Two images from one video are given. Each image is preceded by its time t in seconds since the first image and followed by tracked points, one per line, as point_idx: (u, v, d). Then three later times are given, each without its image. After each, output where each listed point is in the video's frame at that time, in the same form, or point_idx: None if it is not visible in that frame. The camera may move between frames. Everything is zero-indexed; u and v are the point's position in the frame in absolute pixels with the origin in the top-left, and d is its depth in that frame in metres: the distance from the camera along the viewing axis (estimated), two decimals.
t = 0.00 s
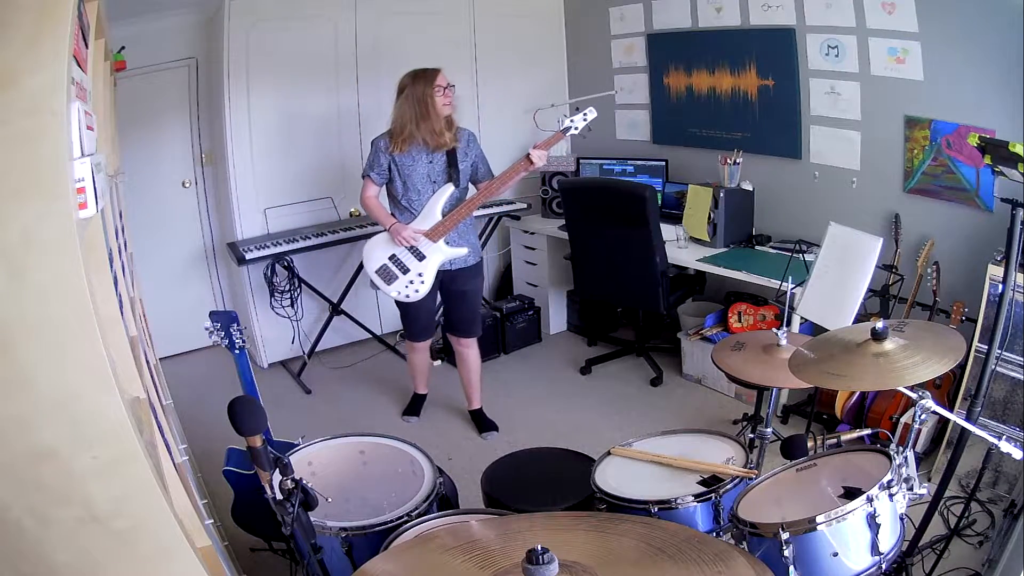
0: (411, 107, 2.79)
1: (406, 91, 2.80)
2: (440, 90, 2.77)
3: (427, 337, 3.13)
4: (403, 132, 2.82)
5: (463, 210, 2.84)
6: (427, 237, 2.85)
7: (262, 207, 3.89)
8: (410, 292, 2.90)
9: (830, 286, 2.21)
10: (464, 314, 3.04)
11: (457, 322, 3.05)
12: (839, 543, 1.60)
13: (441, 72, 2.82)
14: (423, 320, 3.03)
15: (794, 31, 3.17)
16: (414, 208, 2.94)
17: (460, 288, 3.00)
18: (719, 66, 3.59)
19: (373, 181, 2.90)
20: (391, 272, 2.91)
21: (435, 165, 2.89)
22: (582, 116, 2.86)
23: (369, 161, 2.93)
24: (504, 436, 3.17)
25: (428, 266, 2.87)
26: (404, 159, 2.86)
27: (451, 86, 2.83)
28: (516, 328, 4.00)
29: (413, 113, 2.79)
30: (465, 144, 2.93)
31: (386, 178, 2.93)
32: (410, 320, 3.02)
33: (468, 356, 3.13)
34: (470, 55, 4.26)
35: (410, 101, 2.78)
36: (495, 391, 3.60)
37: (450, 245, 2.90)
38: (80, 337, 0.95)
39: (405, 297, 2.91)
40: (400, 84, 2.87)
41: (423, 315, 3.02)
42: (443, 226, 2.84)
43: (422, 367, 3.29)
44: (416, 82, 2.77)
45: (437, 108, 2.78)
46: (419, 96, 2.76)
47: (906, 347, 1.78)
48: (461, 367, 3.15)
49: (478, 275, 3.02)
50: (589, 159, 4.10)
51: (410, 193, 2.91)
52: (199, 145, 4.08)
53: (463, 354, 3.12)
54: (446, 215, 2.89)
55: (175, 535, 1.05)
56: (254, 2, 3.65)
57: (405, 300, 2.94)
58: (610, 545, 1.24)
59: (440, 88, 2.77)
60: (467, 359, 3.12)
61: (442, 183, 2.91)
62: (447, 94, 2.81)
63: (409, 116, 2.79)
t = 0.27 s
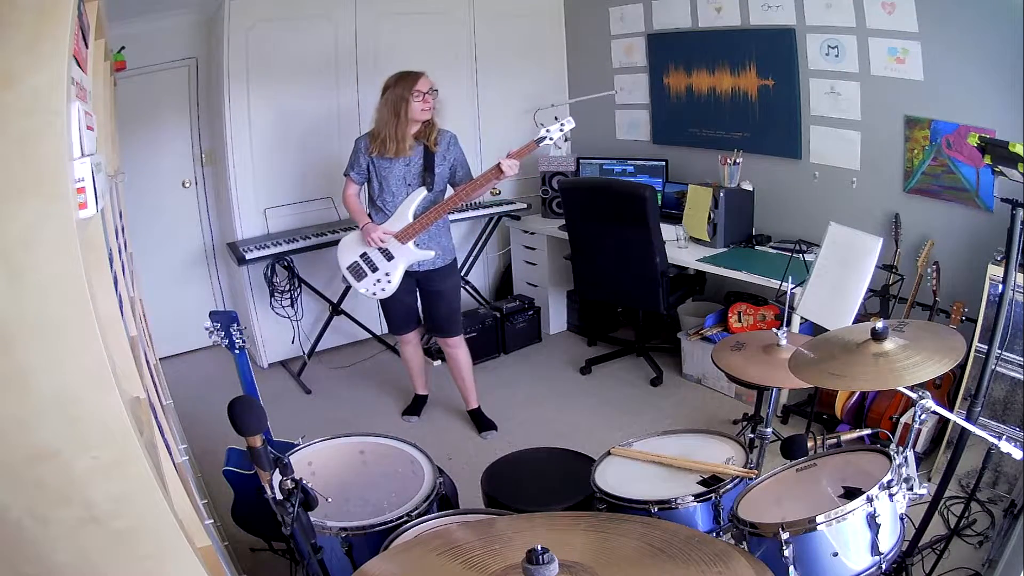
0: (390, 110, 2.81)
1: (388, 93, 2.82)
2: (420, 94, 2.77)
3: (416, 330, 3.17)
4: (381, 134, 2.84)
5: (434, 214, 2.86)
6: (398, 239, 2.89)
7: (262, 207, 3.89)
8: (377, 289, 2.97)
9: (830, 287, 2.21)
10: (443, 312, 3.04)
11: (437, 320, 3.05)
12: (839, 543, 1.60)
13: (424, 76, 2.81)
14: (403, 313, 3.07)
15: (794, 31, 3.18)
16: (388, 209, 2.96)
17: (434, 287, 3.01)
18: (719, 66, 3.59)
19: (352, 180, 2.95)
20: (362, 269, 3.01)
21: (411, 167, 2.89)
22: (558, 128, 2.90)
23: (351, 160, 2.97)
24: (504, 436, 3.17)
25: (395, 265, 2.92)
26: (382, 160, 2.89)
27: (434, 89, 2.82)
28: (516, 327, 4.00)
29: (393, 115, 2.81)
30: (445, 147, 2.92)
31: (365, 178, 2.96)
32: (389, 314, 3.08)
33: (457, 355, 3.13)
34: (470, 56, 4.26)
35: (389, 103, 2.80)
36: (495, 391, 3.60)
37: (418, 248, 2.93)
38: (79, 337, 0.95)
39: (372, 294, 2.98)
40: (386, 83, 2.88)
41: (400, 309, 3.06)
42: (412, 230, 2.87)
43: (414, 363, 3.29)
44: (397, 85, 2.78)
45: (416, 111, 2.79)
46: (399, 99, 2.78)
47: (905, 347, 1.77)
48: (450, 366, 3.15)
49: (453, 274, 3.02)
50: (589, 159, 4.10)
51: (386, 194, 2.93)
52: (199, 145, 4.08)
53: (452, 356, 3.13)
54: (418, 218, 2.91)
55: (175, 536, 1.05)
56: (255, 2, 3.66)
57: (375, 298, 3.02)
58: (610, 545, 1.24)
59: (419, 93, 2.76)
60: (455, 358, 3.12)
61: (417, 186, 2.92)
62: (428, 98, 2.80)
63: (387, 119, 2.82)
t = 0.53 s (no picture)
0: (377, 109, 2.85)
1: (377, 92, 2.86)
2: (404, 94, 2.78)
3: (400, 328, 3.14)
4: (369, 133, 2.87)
5: (416, 214, 2.88)
6: (380, 237, 2.92)
7: (262, 207, 3.89)
8: (360, 285, 2.99)
9: (830, 287, 2.21)
10: (423, 310, 3.00)
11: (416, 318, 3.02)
12: (839, 543, 1.60)
13: (410, 75, 2.82)
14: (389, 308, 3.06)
15: (794, 31, 3.18)
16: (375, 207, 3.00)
17: (412, 281, 2.98)
18: (719, 66, 3.59)
19: (342, 179, 3.01)
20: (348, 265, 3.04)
21: (397, 166, 2.91)
22: (540, 133, 2.99)
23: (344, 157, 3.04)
24: (503, 436, 3.17)
25: (377, 263, 2.93)
26: (369, 159, 2.92)
27: (422, 88, 2.82)
28: (516, 327, 4.00)
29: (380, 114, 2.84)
30: (433, 146, 2.92)
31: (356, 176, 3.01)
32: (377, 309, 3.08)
33: (435, 355, 3.10)
34: (470, 56, 4.26)
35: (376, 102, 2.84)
36: (495, 391, 3.60)
37: (400, 246, 2.93)
38: (79, 336, 0.95)
39: (355, 289, 3.00)
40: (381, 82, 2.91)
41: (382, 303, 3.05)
42: (393, 229, 2.90)
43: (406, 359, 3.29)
44: (386, 84, 2.80)
45: (401, 111, 2.81)
46: (385, 98, 2.81)
47: (905, 347, 1.77)
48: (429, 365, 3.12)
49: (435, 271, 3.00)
50: (589, 159, 4.10)
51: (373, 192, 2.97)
52: (199, 145, 4.09)
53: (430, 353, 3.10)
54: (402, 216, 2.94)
55: (175, 535, 1.05)
56: (255, 2, 3.66)
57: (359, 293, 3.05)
58: (610, 545, 1.25)
59: (401, 92, 2.78)
60: (434, 357, 3.09)
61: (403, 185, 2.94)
62: (415, 98, 2.82)
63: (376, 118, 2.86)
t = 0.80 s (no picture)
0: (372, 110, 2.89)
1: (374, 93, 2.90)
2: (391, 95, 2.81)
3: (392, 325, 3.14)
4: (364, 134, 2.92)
5: (411, 213, 2.88)
6: (377, 236, 2.92)
7: (262, 207, 3.89)
8: (360, 283, 3.00)
9: (830, 286, 2.21)
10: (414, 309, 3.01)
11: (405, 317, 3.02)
12: (839, 543, 1.60)
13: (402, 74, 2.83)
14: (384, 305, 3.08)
15: (794, 31, 3.18)
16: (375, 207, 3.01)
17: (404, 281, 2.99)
18: (719, 66, 3.59)
19: (345, 179, 3.06)
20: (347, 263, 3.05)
21: (393, 166, 2.93)
22: (529, 130, 2.99)
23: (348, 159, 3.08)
24: (503, 435, 3.17)
25: (377, 262, 2.94)
26: (366, 159, 2.95)
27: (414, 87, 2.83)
28: (516, 328, 4.01)
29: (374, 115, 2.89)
30: (430, 146, 2.91)
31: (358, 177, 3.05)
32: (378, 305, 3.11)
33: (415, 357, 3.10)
34: (470, 56, 4.26)
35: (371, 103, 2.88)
36: (495, 391, 3.60)
37: (397, 245, 2.94)
38: (79, 336, 0.95)
39: (357, 287, 3.01)
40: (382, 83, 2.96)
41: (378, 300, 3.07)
42: (385, 230, 2.90)
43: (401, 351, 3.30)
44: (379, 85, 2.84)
45: (392, 112, 2.84)
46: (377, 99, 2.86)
47: (905, 347, 1.77)
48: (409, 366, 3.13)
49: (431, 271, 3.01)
50: (589, 159, 4.10)
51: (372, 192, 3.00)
52: (199, 145, 4.09)
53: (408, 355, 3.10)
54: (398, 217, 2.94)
55: (175, 536, 1.05)
56: (255, 2, 3.66)
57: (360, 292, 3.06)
58: (610, 545, 1.25)
59: (390, 93, 2.81)
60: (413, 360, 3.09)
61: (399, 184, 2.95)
62: (405, 100, 2.84)
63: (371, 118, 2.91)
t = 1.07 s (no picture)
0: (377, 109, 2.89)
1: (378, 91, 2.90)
2: (395, 94, 2.81)
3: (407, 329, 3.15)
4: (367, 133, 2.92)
5: (416, 213, 2.88)
6: (382, 236, 2.93)
7: (262, 207, 3.89)
8: (363, 283, 3.03)
9: (830, 286, 2.21)
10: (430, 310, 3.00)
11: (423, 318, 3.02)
12: (839, 543, 1.60)
13: (407, 75, 2.83)
14: (392, 309, 3.07)
15: (794, 31, 3.18)
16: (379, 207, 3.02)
17: (417, 282, 2.99)
18: (719, 66, 3.59)
19: (347, 179, 3.05)
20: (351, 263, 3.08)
21: (397, 165, 2.93)
22: (535, 130, 3.00)
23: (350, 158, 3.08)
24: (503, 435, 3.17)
25: (379, 262, 2.96)
26: (370, 158, 2.95)
27: (419, 87, 2.82)
28: (516, 328, 4.00)
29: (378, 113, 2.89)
30: (434, 145, 2.91)
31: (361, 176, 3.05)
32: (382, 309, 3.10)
33: (445, 356, 3.10)
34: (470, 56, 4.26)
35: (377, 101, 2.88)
36: (495, 391, 3.60)
37: (401, 245, 2.94)
38: (79, 336, 0.95)
39: (359, 287, 3.04)
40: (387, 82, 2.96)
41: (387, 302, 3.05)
42: (389, 230, 2.91)
43: (410, 360, 3.30)
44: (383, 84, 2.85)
45: (397, 112, 2.84)
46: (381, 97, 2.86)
47: (905, 347, 1.77)
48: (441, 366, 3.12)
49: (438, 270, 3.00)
50: (589, 159, 4.09)
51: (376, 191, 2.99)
52: (199, 145, 4.09)
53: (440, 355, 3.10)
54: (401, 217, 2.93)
55: (175, 535, 1.05)
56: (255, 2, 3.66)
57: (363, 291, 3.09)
58: (610, 545, 1.24)
59: (393, 92, 2.81)
60: (445, 358, 3.09)
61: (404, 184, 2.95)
62: (411, 99, 2.84)
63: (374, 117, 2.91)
